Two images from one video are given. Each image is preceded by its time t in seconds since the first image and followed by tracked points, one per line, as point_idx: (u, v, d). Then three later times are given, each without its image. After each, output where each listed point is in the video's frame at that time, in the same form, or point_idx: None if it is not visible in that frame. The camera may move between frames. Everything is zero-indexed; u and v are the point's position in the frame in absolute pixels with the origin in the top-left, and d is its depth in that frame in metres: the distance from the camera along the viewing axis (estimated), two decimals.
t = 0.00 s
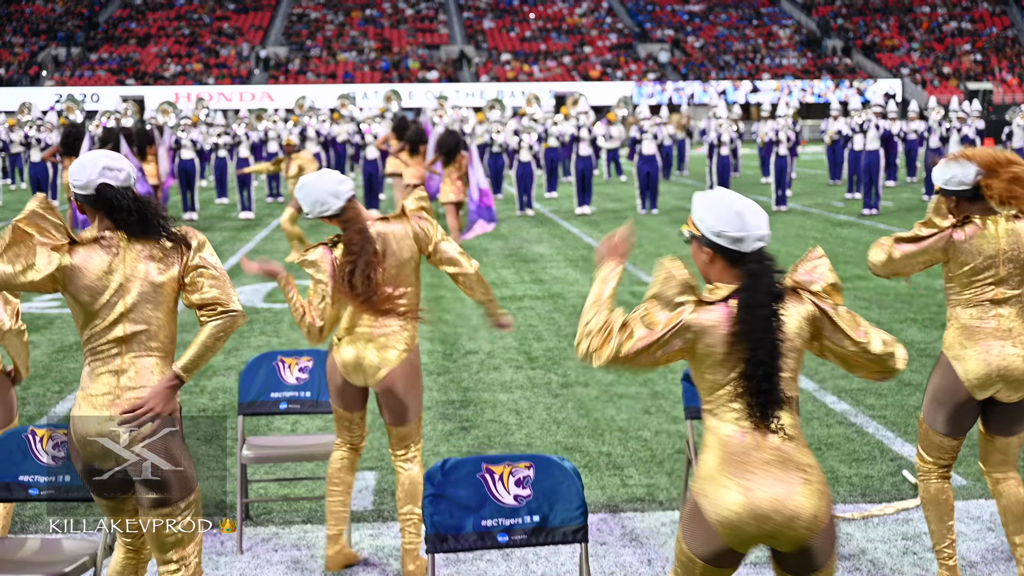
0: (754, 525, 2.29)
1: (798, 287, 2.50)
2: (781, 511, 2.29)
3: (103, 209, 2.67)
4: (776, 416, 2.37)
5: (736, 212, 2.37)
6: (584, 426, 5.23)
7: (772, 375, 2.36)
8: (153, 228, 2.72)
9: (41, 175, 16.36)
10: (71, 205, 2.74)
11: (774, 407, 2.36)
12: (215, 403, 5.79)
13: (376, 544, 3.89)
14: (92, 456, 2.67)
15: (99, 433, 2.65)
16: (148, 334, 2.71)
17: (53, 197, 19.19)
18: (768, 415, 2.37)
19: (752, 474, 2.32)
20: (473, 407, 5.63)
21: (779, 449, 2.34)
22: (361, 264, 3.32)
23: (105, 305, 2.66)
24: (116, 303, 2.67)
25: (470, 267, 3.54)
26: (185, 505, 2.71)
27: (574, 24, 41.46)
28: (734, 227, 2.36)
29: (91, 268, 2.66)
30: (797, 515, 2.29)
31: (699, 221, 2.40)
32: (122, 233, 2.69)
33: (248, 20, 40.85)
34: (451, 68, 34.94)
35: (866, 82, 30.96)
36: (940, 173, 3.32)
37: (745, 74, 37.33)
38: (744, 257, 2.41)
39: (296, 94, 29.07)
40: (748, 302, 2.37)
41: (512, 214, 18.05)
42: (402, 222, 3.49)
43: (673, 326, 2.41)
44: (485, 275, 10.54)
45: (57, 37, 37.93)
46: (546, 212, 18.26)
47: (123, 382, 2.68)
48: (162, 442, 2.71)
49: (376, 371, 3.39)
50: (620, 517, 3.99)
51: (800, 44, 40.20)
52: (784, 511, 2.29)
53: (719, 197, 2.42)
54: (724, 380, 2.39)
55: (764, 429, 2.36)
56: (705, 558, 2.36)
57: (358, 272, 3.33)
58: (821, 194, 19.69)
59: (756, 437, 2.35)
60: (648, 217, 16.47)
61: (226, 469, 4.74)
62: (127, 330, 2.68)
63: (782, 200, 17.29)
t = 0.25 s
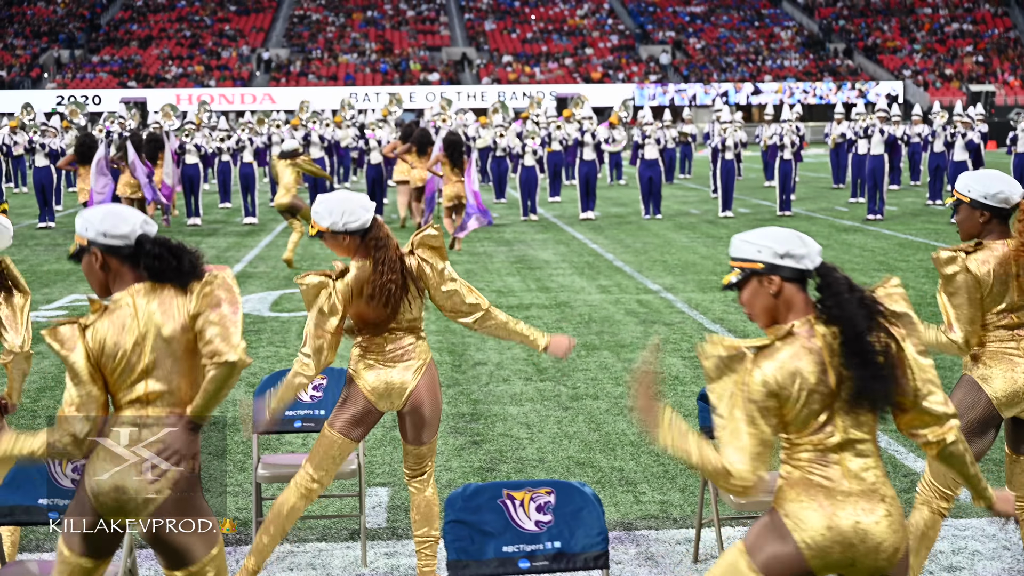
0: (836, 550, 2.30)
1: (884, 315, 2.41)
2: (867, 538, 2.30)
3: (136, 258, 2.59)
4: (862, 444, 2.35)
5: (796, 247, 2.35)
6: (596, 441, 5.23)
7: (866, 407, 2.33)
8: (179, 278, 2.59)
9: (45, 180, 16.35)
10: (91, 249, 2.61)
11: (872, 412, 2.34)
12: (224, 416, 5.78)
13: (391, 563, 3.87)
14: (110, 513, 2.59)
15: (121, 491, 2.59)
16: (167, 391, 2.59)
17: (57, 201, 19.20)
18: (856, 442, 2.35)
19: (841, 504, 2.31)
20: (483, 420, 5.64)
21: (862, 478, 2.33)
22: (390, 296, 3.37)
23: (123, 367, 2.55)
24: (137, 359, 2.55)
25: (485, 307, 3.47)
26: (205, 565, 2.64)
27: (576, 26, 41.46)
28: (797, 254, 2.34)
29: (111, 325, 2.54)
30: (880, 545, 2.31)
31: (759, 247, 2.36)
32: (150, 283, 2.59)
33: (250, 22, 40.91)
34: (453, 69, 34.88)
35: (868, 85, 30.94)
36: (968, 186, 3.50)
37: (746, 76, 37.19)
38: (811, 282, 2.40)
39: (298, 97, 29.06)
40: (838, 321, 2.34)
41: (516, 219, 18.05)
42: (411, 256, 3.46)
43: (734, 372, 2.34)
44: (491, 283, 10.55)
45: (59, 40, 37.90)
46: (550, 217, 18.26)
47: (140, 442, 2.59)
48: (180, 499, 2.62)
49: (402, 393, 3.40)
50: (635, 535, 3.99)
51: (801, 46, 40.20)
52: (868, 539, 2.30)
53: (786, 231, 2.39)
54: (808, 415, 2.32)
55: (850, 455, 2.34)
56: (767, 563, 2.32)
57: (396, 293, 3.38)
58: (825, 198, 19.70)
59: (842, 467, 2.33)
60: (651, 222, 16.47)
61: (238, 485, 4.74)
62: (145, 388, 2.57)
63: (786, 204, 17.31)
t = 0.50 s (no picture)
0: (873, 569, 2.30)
1: (924, 333, 2.45)
2: (903, 558, 2.31)
3: (120, 268, 2.64)
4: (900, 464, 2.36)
5: (839, 258, 2.38)
6: (610, 444, 5.23)
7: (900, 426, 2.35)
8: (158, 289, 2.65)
9: (51, 182, 16.37)
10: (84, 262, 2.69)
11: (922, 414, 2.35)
12: (237, 419, 5.79)
13: (409, 568, 3.87)
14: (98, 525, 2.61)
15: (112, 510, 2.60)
16: (142, 401, 2.64)
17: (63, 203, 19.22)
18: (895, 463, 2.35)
19: (875, 526, 2.32)
20: (496, 423, 5.64)
21: (901, 498, 2.33)
22: (376, 308, 3.29)
23: (100, 376, 2.61)
24: (107, 368, 2.61)
25: (492, 309, 3.40)
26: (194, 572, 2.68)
27: (579, 27, 41.41)
28: (838, 267, 2.37)
29: (84, 335, 2.61)
30: (917, 564, 2.32)
31: (800, 264, 2.38)
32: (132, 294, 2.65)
33: (253, 23, 40.86)
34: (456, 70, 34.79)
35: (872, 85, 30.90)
36: (956, 200, 3.69)
37: (750, 76, 37.10)
38: (853, 298, 2.41)
39: (302, 97, 29.03)
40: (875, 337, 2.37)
41: (521, 220, 18.05)
42: (407, 262, 3.40)
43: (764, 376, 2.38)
44: (499, 285, 10.54)
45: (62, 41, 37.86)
46: (556, 218, 18.25)
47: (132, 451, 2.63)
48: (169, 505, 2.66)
49: (394, 400, 3.32)
50: (653, 539, 3.99)
51: (804, 46, 40.14)
52: (905, 560, 2.31)
53: (824, 248, 2.41)
54: (841, 430, 2.34)
55: (884, 473, 2.34)
56: None
57: (391, 301, 3.31)
58: (831, 199, 19.68)
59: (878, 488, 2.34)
60: (657, 224, 16.47)
61: (254, 488, 4.75)
62: (117, 398, 2.62)
63: (792, 206, 17.30)
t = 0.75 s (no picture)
0: None
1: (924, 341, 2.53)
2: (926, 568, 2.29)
3: (105, 282, 2.51)
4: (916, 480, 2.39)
5: (836, 275, 2.43)
6: (614, 442, 5.22)
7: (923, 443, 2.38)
8: (160, 302, 2.55)
9: (53, 180, 16.36)
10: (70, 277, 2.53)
11: (916, 453, 2.37)
12: (240, 416, 5.79)
13: (413, 564, 3.87)
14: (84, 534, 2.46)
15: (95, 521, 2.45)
16: (161, 407, 2.53)
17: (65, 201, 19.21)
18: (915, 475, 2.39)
19: (900, 535, 2.32)
20: (499, 421, 5.63)
21: (922, 509, 2.34)
22: (393, 302, 3.29)
23: (100, 386, 2.50)
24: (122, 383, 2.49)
25: (500, 314, 3.41)
26: None
27: (580, 26, 41.38)
28: (837, 284, 2.41)
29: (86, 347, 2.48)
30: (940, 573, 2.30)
31: (799, 283, 2.44)
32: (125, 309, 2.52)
33: (254, 22, 40.81)
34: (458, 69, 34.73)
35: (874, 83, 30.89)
36: (956, 226, 3.46)
37: (752, 75, 37.03)
38: (853, 316, 2.47)
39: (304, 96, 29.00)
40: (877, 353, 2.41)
41: (524, 219, 18.03)
42: (424, 258, 3.43)
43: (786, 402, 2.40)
44: (502, 283, 10.54)
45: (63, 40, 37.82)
46: (558, 217, 18.24)
47: (133, 451, 2.50)
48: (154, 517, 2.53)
49: (403, 401, 3.29)
50: (657, 536, 3.99)
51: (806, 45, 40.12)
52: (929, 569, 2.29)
53: (822, 265, 2.46)
54: (856, 448, 2.39)
55: (905, 484, 2.37)
56: None
57: (404, 293, 3.31)
58: (834, 198, 19.66)
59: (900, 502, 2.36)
60: (660, 222, 16.46)
61: (258, 485, 4.74)
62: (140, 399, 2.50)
63: (795, 204, 17.28)
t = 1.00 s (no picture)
0: None
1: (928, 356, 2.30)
2: (942, 563, 2.25)
3: (102, 296, 2.43)
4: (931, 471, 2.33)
5: (866, 265, 2.28)
6: (613, 437, 5.22)
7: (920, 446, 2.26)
8: (145, 319, 2.43)
9: (55, 179, 16.37)
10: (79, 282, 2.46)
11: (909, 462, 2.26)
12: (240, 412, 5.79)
13: (410, 559, 3.86)
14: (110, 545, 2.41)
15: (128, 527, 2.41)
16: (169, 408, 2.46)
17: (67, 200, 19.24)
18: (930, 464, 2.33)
19: (908, 530, 2.27)
20: (499, 417, 5.62)
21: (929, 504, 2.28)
22: (403, 325, 3.21)
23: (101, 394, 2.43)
24: (116, 395, 2.43)
25: (493, 328, 3.32)
26: None
27: (584, 25, 41.37)
28: (864, 273, 2.27)
29: (78, 357, 2.42)
30: (956, 566, 2.26)
31: (823, 271, 2.31)
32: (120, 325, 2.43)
33: (258, 22, 40.81)
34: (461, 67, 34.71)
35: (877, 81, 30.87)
36: (978, 233, 3.29)
37: (756, 73, 36.96)
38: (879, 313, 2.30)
39: (307, 96, 29.01)
40: (883, 358, 2.25)
41: (526, 217, 18.02)
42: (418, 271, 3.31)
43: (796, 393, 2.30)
44: (503, 280, 10.54)
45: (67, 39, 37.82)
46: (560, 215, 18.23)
47: (136, 453, 2.44)
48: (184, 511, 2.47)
49: (425, 405, 3.25)
50: (654, 530, 3.98)
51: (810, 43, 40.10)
52: (944, 564, 2.25)
53: (841, 250, 2.32)
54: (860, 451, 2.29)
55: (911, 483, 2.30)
56: None
57: (409, 317, 3.22)
58: (837, 196, 19.64)
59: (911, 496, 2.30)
60: (662, 220, 16.45)
61: (256, 479, 4.74)
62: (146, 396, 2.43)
63: (798, 202, 17.26)
